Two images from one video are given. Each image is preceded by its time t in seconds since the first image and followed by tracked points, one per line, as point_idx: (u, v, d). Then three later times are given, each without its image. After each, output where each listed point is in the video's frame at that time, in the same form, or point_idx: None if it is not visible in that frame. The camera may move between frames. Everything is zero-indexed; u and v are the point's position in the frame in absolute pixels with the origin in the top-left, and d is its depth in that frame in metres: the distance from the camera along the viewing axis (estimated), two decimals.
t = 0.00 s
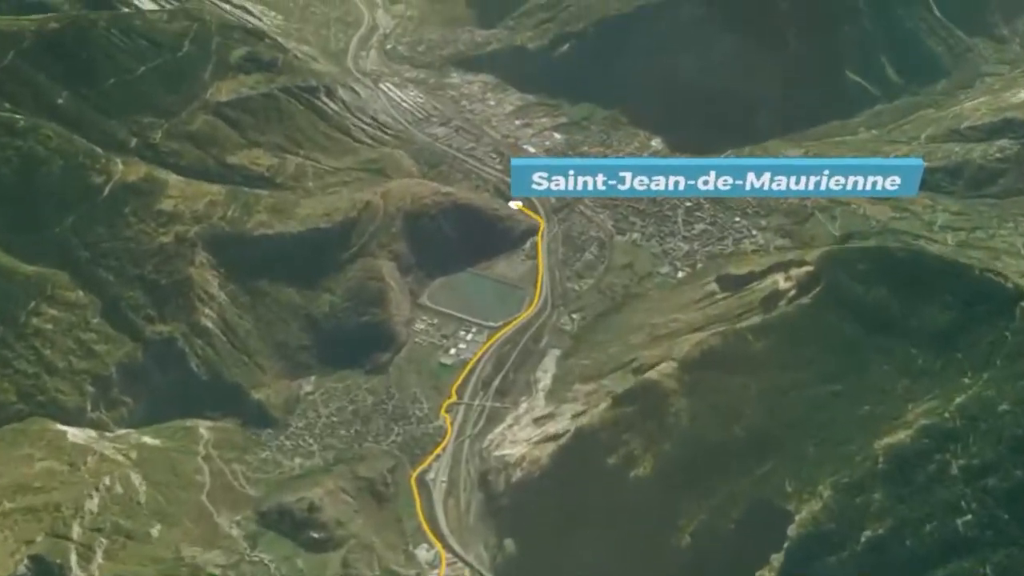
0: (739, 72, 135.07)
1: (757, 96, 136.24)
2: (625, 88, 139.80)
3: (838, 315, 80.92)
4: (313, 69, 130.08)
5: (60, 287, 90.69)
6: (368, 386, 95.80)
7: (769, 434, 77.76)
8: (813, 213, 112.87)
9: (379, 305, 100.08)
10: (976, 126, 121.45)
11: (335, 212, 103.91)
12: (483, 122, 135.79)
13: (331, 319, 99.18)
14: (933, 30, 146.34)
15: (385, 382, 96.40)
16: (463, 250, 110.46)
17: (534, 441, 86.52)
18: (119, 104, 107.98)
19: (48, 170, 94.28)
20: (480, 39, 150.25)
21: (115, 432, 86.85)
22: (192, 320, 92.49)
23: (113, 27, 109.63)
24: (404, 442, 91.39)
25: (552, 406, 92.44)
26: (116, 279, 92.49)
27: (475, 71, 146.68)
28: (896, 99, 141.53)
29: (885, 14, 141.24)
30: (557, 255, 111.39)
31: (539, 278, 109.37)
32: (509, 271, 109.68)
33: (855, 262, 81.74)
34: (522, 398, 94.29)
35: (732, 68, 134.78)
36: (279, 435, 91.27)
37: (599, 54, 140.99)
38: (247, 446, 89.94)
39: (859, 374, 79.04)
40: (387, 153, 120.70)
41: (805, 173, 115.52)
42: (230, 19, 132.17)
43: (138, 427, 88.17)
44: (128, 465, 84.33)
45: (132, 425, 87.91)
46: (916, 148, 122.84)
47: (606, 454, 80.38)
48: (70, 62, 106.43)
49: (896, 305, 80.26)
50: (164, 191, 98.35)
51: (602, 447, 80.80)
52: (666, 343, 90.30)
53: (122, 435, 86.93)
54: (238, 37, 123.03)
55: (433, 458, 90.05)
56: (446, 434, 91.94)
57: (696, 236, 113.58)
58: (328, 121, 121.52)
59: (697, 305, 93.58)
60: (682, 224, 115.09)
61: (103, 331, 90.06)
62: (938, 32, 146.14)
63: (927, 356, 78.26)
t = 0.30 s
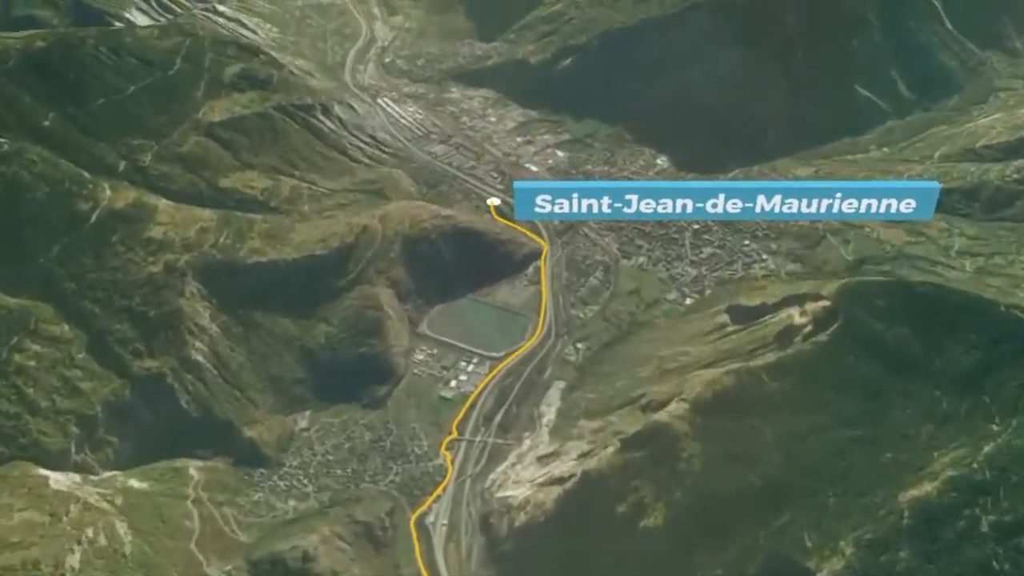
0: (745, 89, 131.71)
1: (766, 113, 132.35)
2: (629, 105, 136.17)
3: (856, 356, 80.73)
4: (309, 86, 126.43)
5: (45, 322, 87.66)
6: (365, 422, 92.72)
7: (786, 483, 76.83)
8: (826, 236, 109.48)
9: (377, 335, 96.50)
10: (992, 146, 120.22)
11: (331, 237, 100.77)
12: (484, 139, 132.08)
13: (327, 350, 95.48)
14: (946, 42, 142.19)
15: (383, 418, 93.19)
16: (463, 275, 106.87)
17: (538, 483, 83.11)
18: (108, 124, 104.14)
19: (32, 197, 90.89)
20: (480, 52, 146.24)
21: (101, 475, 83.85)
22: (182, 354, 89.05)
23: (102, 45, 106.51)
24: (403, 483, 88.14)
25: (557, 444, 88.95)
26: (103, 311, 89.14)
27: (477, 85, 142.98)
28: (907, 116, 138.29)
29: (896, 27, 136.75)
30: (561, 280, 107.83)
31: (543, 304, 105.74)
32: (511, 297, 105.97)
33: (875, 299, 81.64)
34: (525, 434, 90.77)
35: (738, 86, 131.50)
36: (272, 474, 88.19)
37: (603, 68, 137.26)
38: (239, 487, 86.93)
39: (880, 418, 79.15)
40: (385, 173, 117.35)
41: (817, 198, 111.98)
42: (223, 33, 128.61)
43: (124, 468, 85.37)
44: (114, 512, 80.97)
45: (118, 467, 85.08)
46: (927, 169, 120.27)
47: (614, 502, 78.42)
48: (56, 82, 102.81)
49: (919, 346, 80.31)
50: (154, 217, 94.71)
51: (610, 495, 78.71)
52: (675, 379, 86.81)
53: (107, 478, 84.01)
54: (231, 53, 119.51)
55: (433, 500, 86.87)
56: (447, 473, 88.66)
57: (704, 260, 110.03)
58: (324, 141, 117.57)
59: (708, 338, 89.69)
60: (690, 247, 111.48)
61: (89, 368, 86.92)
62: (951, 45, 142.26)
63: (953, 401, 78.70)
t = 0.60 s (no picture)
0: (754, 101, 128.25)
1: (776, 126, 129.36)
2: (635, 118, 133.42)
3: (876, 389, 80.04)
4: (309, 99, 123.92)
5: (36, 349, 84.48)
6: (367, 451, 90.17)
7: (804, 520, 75.79)
8: (838, 255, 107.62)
9: (378, 360, 94.34)
10: (1006, 161, 129.37)
11: (331, 258, 98.96)
12: (486, 153, 129.39)
13: (327, 375, 92.91)
14: (955, 52, 138.83)
15: (385, 447, 90.60)
16: (465, 297, 104.26)
17: (547, 517, 83.10)
18: (102, 142, 101.40)
19: (22, 219, 88.06)
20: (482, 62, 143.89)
21: (93, 511, 80.94)
22: (178, 382, 86.60)
23: (95, 60, 104.83)
24: (407, 515, 85.88)
25: (564, 475, 87.10)
26: (96, 338, 86.18)
27: (479, 96, 140.57)
28: (918, 128, 135.85)
29: (907, 37, 133.55)
30: (566, 301, 105.68)
31: (548, 325, 103.24)
32: (515, 319, 103.32)
33: (895, 328, 81.26)
34: (532, 464, 88.60)
35: (748, 99, 128.23)
36: (271, 507, 85.69)
37: (608, 80, 134.57)
38: (237, 521, 84.31)
39: (903, 455, 79.13)
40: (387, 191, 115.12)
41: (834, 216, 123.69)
42: (221, 45, 126.19)
43: (117, 503, 82.43)
44: (106, 552, 77.64)
45: (111, 502, 82.10)
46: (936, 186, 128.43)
47: (626, 541, 76.77)
48: (48, 98, 99.89)
49: (943, 379, 80.82)
50: (148, 240, 92.62)
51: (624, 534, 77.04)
52: (686, 410, 85.08)
53: (100, 513, 81.10)
54: (229, 66, 117.13)
55: (436, 534, 84.86)
56: (451, 505, 86.41)
57: (713, 279, 107.64)
58: (323, 157, 115.62)
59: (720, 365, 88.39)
60: (698, 266, 109.25)
61: (81, 399, 83.93)
62: (961, 55, 139.06)
63: (978, 438, 79.67)
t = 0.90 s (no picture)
0: (770, 118, 125.36)
1: (792, 143, 126.53)
2: (646, 134, 130.23)
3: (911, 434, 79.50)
4: (311, 116, 120.67)
5: (31, 388, 81.20)
6: (375, 489, 87.36)
7: (839, 571, 76.18)
8: (859, 278, 104.24)
9: (386, 392, 90.98)
10: None
11: (336, 285, 95.17)
12: (494, 170, 126.14)
13: (334, 409, 89.77)
14: (972, 65, 135.34)
15: (394, 485, 87.75)
16: (474, 324, 101.02)
17: (565, 564, 80.74)
18: (99, 166, 97.88)
19: (16, 249, 84.57)
20: (488, 75, 140.82)
21: (93, 558, 78.05)
22: (178, 419, 83.19)
23: (91, 79, 100.98)
24: (418, 559, 83.25)
25: (580, 515, 84.65)
26: (93, 374, 82.83)
27: (485, 112, 137.50)
28: (936, 144, 132.94)
29: (925, 51, 130.13)
30: (580, 327, 102.52)
31: (561, 354, 100.00)
32: (525, 347, 100.12)
33: (931, 365, 80.12)
34: (547, 502, 86.17)
35: (763, 115, 125.28)
36: (277, 551, 83.10)
37: (618, 94, 131.18)
38: (241, 566, 81.56)
39: (942, 502, 78.79)
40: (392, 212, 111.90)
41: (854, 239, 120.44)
42: (221, 61, 123.02)
43: (116, 549, 79.44)
44: None
45: (110, 548, 79.14)
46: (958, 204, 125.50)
47: None
48: (42, 120, 96.34)
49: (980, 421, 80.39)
50: (147, 269, 89.52)
51: None
52: (710, 447, 84.30)
53: (100, 560, 78.28)
54: (229, 83, 113.99)
55: None
56: (464, 548, 84.03)
57: (730, 304, 104.57)
58: (326, 176, 112.28)
59: (744, 400, 87.29)
60: (715, 290, 106.17)
61: (79, 439, 80.58)
62: (978, 67, 135.73)
63: (1017, 482, 79.37)
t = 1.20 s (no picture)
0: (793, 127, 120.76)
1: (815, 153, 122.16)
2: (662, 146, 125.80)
3: (954, 471, 75.78)
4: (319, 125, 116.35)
5: (34, 420, 79.96)
6: (388, 522, 84.33)
7: None
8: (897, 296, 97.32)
9: (398, 419, 87.18)
10: None
11: (342, 307, 88.99)
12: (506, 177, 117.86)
13: (344, 437, 86.74)
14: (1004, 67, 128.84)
15: (407, 517, 84.34)
16: (486, 349, 90.82)
17: None
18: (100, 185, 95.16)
19: (16, 275, 82.89)
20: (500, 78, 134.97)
21: None
22: (185, 452, 81.34)
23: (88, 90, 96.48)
24: None
25: (602, 549, 80.51)
26: (96, 407, 80.86)
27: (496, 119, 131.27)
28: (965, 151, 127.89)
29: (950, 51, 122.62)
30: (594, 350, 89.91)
31: (575, 380, 89.21)
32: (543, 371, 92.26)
33: (969, 398, 76.95)
34: (566, 537, 81.56)
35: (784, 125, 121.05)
36: None
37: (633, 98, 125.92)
38: None
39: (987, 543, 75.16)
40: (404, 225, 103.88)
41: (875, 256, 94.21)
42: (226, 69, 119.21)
43: None
44: None
45: None
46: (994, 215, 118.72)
47: None
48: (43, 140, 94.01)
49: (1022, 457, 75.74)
50: (150, 292, 85.69)
51: None
52: (738, 482, 81.03)
53: None
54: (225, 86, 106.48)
55: None
56: None
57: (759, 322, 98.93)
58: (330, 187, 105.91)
59: (770, 430, 81.92)
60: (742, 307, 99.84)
61: (82, 474, 79.49)
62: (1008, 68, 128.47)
63: None
